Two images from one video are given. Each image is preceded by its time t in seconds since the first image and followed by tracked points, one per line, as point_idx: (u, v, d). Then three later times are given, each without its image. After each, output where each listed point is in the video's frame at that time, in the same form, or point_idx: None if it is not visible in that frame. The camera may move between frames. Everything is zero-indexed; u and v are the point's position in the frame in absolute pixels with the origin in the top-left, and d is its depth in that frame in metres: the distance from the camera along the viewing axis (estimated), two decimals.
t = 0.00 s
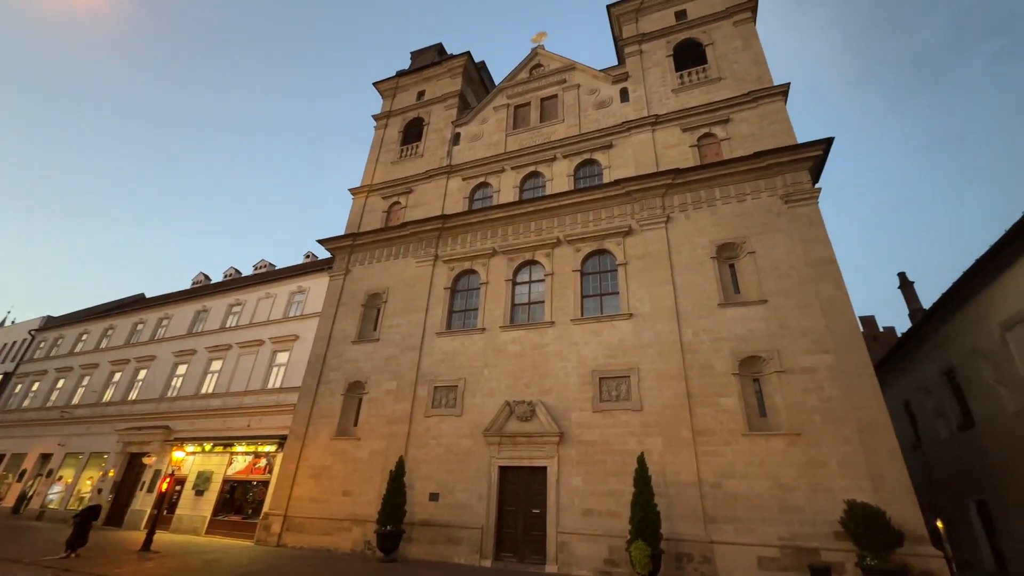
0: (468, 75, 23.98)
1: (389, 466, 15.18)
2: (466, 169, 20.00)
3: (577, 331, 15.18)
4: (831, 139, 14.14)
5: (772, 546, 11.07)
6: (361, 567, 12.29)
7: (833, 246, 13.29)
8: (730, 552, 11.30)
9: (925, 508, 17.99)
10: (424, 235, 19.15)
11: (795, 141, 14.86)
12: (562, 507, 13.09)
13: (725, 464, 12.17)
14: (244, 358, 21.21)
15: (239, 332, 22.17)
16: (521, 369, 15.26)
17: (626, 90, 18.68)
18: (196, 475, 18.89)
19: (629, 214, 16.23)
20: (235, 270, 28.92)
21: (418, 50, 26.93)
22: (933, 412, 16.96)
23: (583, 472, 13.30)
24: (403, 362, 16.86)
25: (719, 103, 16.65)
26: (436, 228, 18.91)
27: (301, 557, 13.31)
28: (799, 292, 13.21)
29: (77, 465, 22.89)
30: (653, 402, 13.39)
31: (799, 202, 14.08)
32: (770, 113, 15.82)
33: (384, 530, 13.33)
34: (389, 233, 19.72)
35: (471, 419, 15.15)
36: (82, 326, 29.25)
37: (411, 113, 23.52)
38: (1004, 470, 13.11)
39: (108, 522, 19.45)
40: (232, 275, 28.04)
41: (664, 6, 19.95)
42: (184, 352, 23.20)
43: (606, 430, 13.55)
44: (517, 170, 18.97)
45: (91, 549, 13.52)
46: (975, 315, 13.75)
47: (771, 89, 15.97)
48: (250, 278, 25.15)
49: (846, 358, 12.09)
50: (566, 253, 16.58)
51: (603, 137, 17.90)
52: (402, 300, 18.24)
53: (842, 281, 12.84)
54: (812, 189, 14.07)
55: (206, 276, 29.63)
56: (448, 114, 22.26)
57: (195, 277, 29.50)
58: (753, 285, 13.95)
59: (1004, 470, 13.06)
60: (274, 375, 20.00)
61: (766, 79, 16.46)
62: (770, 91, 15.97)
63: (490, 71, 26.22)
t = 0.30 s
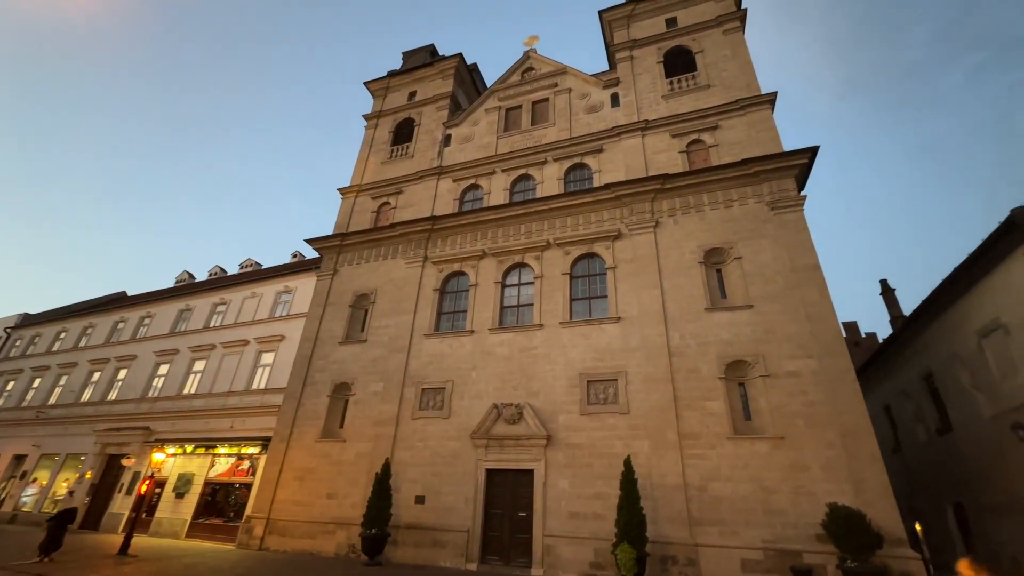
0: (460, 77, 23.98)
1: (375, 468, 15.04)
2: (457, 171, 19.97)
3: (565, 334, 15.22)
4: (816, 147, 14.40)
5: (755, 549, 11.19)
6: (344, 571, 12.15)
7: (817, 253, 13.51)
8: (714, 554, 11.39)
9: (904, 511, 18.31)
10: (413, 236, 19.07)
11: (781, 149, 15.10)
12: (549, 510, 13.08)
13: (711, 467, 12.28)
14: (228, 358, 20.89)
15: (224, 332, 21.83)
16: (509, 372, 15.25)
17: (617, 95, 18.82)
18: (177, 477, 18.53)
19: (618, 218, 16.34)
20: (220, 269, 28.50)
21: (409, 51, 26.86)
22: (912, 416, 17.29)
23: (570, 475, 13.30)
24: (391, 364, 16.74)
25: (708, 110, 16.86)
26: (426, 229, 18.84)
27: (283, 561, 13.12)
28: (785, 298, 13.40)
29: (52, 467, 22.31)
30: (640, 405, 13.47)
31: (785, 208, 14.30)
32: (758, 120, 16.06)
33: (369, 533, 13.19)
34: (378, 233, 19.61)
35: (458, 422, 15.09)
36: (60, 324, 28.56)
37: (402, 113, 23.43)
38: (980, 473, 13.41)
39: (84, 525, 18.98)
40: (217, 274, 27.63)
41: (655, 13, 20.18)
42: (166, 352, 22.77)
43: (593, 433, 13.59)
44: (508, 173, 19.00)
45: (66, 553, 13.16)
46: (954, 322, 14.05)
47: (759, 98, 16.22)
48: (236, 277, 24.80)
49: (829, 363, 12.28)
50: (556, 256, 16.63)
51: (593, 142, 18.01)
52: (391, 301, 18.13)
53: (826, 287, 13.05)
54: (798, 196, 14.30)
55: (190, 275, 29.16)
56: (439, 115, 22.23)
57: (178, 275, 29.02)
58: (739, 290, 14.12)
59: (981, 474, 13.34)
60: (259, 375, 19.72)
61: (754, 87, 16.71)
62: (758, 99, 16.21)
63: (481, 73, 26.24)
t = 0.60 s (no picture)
0: (454, 77, 23.97)
1: (364, 469, 14.94)
2: (450, 171, 19.94)
3: (556, 336, 15.25)
4: (806, 154, 14.58)
5: (742, 551, 11.28)
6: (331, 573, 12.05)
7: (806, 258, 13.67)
8: (702, 557, 11.46)
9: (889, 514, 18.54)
10: (405, 237, 19.00)
11: (772, 155, 15.27)
12: (538, 513, 13.07)
13: (699, 470, 12.36)
14: (215, 358, 20.65)
15: (212, 331, 21.58)
16: (500, 374, 15.24)
17: (610, 99, 18.93)
18: (162, 478, 18.26)
19: (610, 221, 16.42)
20: (208, 267, 28.18)
21: (404, 51, 26.80)
22: (897, 420, 17.51)
23: (559, 477, 13.32)
24: (381, 365, 16.64)
25: (700, 115, 17.01)
26: (418, 230, 18.78)
27: (269, 563, 12.98)
28: (774, 302, 13.54)
29: (33, 466, 21.88)
30: (630, 408, 13.53)
31: (775, 214, 14.45)
32: (749, 126, 16.23)
33: (357, 535, 13.08)
34: (370, 233, 19.51)
35: (448, 423, 15.04)
36: (43, 321, 28.05)
37: (396, 113, 23.36)
38: (963, 477, 13.62)
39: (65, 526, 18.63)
40: (206, 272, 27.33)
41: (649, 18, 20.34)
42: (153, 350, 22.46)
43: (583, 435, 13.62)
44: (501, 175, 19.01)
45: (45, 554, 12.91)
46: (940, 327, 14.27)
47: (750, 104, 16.40)
48: (225, 275, 24.53)
49: (816, 368, 12.42)
50: (548, 258, 16.67)
51: (587, 145, 18.08)
52: (381, 301, 18.05)
53: (814, 292, 13.21)
54: (787, 202, 14.46)
55: (178, 272, 28.80)
56: (433, 115, 22.20)
57: (167, 273, 28.66)
58: (729, 294, 14.24)
59: (964, 478, 13.55)
60: (247, 375, 19.51)
61: (745, 94, 16.89)
62: (749, 105, 16.39)
63: (476, 74, 26.26)
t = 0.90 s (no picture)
0: (450, 77, 23.93)
1: (355, 469, 14.87)
2: (444, 171, 19.91)
3: (549, 337, 15.26)
4: (798, 158, 14.72)
5: (731, 552, 11.36)
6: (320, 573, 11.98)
7: (796, 262, 13.80)
8: (691, 557, 11.52)
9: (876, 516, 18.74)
10: (399, 236, 18.93)
11: (764, 159, 15.39)
12: (528, 513, 13.08)
13: (689, 471, 12.43)
14: (205, 355, 20.45)
15: (202, 328, 21.38)
16: (492, 374, 15.23)
17: (605, 101, 18.98)
18: (149, 477, 18.06)
19: (604, 222, 16.46)
20: (199, 264, 27.90)
21: (399, 49, 26.71)
22: (885, 423, 17.71)
23: (550, 478, 13.33)
24: (373, 364, 16.57)
25: (694, 118, 17.11)
26: (412, 229, 18.73)
27: (257, 563, 12.89)
28: (764, 305, 13.64)
29: (17, 465, 21.53)
30: (621, 409, 13.58)
31: (767, 217, 14.56)
32: (742, 130, 16.34)
33: (346, 535, 13.01)
34: (363, 232, 19.42)
35: (440, 423, 15.01)
36: (30, 317, 27.66)
37: (391, 112, 23.28)
38: (949, 479, 13.81)
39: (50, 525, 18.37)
40: (196, 269, 27.07)
41: (644, 21, 20.43)
42: (141, 348, 22.20)
43: (575, 435, 13.65)
44: (495, 175, 19.00)
45: (29, 554, 12.70)
46: (927, 331, 14.47)
47: (743, 108, 16.52)
48: (216, 272, 24.31)
49: (805, 370, 12.54)
50: (541, 258, 16.68)
51: (581, 146, 18.13)
52: (374, 300, 17.97)
53: (804, 295, 13.33)
54: (779, 205, 14.59)
55: (168, 269, 28.52)
56: (428, 114, 22.15)
57: (157, 269, 28.37)
58: (720, 297, 14.34)
59: (950, 480, 13.74)
60: (237, 374, 19.34)
61: (739, 97, 17.01)
62: (742, 109, 16.51)
63: (471, 74, 26.22)
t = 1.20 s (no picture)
0: (445, 79, 23.96)
1: (344, 471, 14.78)
2: (438, 172, 19.90)
3: (541, 339, 15.29)
4: (789, 164, 14.89)
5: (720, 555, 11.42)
6: None
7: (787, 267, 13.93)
8: (680, 560, 11.57)
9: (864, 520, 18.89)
10: (392, 237, 18.90)
11: (756, 165, 15.55)
12: (519, 516, 13.06)
13: (679, 474, 12.49)
14: (194, 356, 20.25)
15: (191, 328, 21.16)
16: (484, 376, 15.22)
17: (599, 105, 19.09)
18: (135, 478, 17.82)
19: (597, 225, 16.52)
20: (189, 263, 27.63)
21: (395, 50, 26.70)
22: (873, 427, 17.88)
23: (541, 481, 13.33)
24: (365, 365, 16.50)
25: (687, 123, 17.24)
26: (405, 230, 18.70)
27: (245, 565, 12.76)
28: (755, 309, 13.77)
29: None
30: (612, 412, 13.62)
31: (758, 222, 14.70)
32: (734, 136, 16.50)
33: (335, 538, 12.91)
34: (356, 232, 19.36)
35: (431, 425, 14.97)
36: (16, 315, 27.23)
37: (386, 113, 23.24)
38: (935, 483, 13.99)
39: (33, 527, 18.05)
40: (187, 268, 26.83)
41: (639, 26, 20.58)
42: (129, 347, 21.93)
43: (566, 438, 13.66)
44: (489, 177, 19.03)
45: (10, 556, 12.49)
46: (915, 336, 14.66)
47: (736, 114, 16.69)
48: (207, 272, 24.09)
49: (795, 374, 12.65)
50: (534, 261, 16.72)
51: (575, 149, 18.21)
52: (366, 301, 17.91)
53: (794, 300, 13.46)
54: (770, 211, 14.74)
55: (159, 268, 28.23)
56: (423, 116, 22.15)
57: (147, 268, 28.07)
58: (711, 301, 14.45)
59: (936, 484, 13.90)
60: (227, 374, 19.16)
61: (731, 103, 17.17)
62: (735, 115, 16.67)
63: (467, 76, 26.27)
